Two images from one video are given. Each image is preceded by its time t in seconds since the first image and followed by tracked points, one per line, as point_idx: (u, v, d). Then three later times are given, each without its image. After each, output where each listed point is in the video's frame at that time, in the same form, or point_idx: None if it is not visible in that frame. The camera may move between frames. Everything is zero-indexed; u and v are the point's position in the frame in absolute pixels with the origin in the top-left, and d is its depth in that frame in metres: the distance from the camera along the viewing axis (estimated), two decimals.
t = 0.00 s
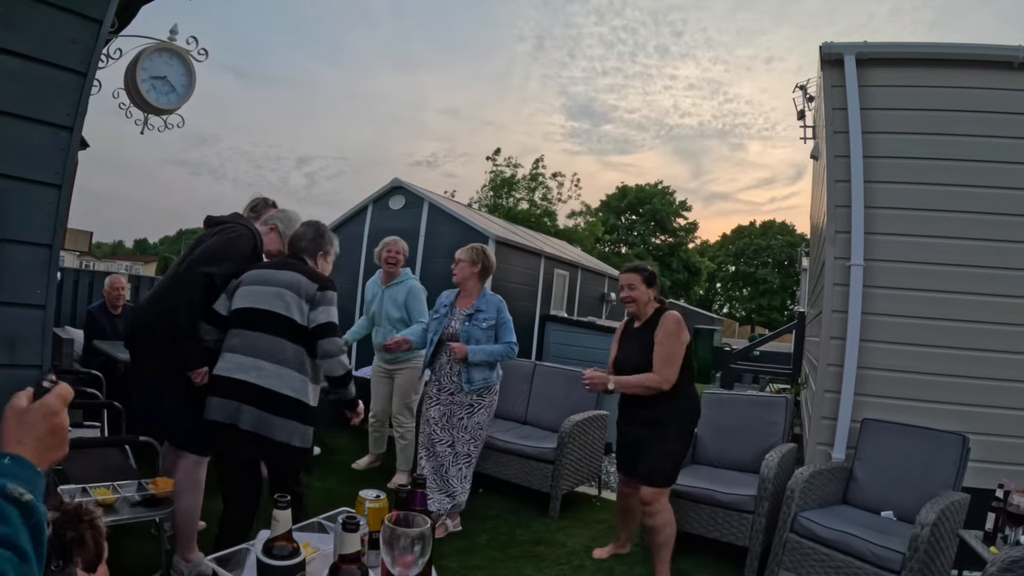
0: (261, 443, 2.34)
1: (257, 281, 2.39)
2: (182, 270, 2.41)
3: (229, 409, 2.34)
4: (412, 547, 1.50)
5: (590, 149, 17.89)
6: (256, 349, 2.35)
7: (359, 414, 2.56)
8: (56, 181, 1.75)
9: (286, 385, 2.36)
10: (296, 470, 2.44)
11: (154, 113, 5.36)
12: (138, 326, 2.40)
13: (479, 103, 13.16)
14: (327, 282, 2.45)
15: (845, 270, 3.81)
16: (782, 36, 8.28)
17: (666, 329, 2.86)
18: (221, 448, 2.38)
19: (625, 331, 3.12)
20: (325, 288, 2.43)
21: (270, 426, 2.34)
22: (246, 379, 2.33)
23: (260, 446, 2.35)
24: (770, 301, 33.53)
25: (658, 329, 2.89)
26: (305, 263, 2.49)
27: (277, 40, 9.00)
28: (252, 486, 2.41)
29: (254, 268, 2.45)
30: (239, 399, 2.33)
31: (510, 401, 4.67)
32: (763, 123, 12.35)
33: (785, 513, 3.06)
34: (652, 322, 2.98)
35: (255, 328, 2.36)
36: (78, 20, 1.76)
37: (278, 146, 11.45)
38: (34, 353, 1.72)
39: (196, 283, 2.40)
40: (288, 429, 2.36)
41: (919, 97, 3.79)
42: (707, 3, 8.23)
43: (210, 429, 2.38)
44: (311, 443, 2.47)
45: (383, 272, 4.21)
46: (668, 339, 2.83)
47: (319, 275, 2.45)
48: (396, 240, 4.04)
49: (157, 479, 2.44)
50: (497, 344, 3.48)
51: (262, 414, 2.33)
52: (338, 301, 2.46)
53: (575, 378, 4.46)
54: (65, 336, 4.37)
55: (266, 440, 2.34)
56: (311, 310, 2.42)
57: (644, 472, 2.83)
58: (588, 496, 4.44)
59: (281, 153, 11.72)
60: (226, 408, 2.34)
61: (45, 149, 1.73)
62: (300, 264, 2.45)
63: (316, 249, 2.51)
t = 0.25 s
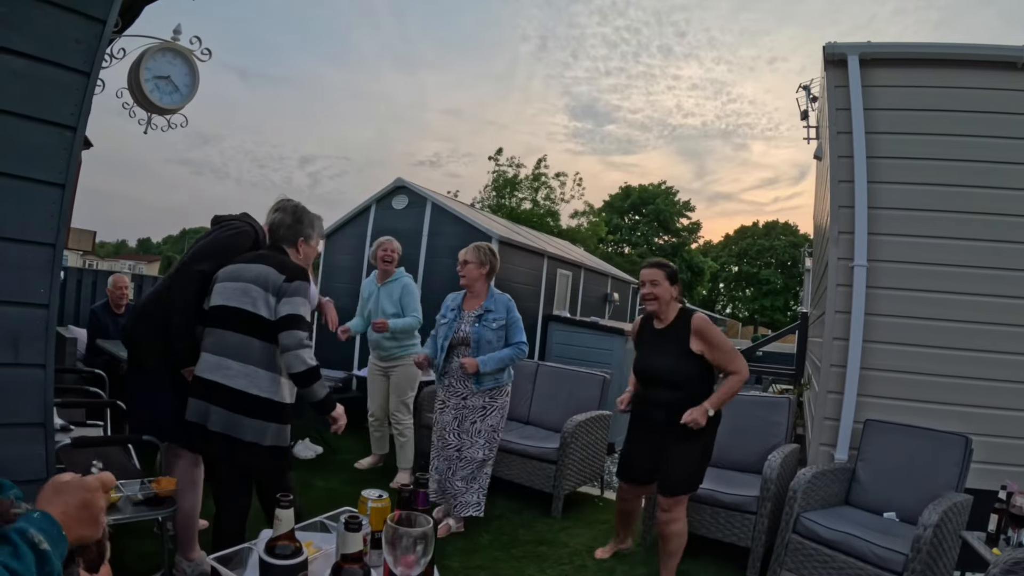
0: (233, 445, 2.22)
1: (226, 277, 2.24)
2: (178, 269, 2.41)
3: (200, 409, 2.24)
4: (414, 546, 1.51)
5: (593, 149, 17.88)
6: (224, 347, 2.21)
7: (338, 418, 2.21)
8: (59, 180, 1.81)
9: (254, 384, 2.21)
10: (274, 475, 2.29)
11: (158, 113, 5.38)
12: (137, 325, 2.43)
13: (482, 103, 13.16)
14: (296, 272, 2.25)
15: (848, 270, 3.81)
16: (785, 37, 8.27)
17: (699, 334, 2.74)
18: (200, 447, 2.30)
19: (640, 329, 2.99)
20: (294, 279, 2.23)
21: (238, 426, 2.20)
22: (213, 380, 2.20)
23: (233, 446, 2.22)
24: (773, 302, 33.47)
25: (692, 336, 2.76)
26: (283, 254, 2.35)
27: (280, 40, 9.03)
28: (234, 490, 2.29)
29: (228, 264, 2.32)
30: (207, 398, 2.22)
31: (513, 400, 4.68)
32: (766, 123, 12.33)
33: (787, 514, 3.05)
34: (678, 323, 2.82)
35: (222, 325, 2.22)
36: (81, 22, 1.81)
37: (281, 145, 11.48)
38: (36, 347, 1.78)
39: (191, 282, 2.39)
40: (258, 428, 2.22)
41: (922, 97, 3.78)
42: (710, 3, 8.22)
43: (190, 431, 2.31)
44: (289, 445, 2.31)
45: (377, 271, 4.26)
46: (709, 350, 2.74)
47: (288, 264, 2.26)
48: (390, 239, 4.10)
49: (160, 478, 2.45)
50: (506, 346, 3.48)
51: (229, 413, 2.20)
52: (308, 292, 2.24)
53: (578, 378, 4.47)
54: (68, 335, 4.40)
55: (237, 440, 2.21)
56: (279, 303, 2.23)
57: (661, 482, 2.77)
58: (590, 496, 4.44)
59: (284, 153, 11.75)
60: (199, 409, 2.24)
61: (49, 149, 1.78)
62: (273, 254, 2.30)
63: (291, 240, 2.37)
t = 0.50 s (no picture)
0: (221, 445, 2.18)
1: (220, 275, 2.20)
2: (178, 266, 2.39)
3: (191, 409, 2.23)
4: (417, 546, 1.51)
5: (595, 148, 17.86)
6: (213, 347, 2.18)
7: (344, 409, 2.19)
8: (63, 181, 1.82)
9: (241, 383, 2.17)
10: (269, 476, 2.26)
11: (161, 113, 5.40)
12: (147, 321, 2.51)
13: (484, 103, 13.17)
14: (284, 266, 2.18)
15: (850, 270, 3.81)
16: (788, 36, 8.25)
17: (733, 338, 2.68)
18: (191, 449, 2.27)
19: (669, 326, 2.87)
20: (282, 274, 2.16)
21: (226, 426, 2.17)
22: (202, 379, 2.18)
23: (221, 447, 2.19)
24: (776, 302, 33.44)
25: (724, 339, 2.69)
26: (279, 249, 2.29)
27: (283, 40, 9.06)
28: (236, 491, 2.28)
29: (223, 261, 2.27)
30: (197, 398, 2.20)
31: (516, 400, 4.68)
32: (769, 123, 12.32)
33: (789, 514, 3.05)
34: (713, 324, 2.75)
35: (213, 324, 2.19)
36: (86, 23, 1.82)
37: (284, 145, 11.50)
38: (41, 348, 1.79)
39: (190, 279, 2.36)
40: (248, 428, 2.18)
41: (924, 97, 3.78)
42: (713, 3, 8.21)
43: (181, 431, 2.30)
44: (287, 445, 2.29)
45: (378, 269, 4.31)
46: (738, 354, 2.69)
47: (277, 259, 2.19)
48: (390, 238, 4.13)
49: (163, 477, 2.46)
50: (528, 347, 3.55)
51: (217, 414, 2.17)
52: (297, 288, 2.18)
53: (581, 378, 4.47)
54: (72, 335, 4.42)
55: (225, 441, 2.18)
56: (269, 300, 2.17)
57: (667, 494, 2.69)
58: (592, 495, 4.45)
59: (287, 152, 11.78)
60: (189, 409, 2.23)
61: (53, 150, 1.80)
62: (265, 249, 2.24)
63: (286, 229, 2.30)
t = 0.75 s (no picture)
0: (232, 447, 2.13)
1: (234, 275, 2.18)
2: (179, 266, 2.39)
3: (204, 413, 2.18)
4: (420, 545, 1.52)
5: (597, 148, 17.85)
6: (226, 348, 2.14)
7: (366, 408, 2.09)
8: (66, 181, 1.83)
9: (253, 384, 2.12)
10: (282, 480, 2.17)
11: (164, 113, 5.41)
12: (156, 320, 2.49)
13: (486, 103, 13.18)
14: (298, 264, 2.13)
15: (853, 271, 3.81)
16: (791, 36, 8.25)
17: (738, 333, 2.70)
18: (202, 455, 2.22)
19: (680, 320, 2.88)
20: (296, 271, 2.11)
21: (240, 430, 2.12)
22: (215, 381, 2.14)
23: (234, 450, 2.12)
24: (778, 302, 33.40)
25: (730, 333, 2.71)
26: (292, 246, 2.25)
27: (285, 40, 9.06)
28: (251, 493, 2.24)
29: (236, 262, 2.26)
30: (211, 402, 2.16)
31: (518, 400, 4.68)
32: (771, 123, 12.31)
33: (792, 514, 3.05)
34: (722, 323, 2.76)
35: (226, 324, 2.16)
36: (88, 23, 1.83)
37: (286, 145, 11.52)
38: (43, 347, 1.80)
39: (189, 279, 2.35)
40: (262, 431, 2.12)
41: (926, 96, 3.77)
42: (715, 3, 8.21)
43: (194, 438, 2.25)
44: (302, 449, 2.20)
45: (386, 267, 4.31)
46: (736, 348, 2.68)
47: (290, 256, 2.15)
48: (399, 238, 4.12)
49: (165, 476, 2.46)
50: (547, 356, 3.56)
51: (230, 417, 2.13)
52: (311, 284, 2.12)
53: (583, 378, 4.47)
54: (74, 334, 4.43)
55: (239, 444, 2.12)
56: (282, 298, 2.13)
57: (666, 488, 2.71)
58: (594, 495, 4.45)
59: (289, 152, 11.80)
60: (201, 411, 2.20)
61: (55, 149, 1.80)
62: (278, 247, 2.21)
63: (299, 226, 2.26)
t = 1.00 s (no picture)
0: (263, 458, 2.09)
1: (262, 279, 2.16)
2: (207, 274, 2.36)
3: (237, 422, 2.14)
4: (425, 545, 1.52)
5: (599, 147, 17.84)
6: (255, 354, 2.10)
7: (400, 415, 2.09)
8: (70, 181, 1.84)
9: (283, 392, 2.07)
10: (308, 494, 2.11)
11: (167, 113, 5.43)
12: (169, 323, 2.40)
13: (488, 102, 13.18)
14: (327, 265, 2.10)
15: (855, 269, 3.80)
16: (792, 35, 8.24)
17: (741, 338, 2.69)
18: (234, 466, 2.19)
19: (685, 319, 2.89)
20: (326, 272, 2.08)
21: (271, 440, 2.08)
22: (244, 390, 2.10)
23: (267, 462, 2.09)
24: (780, 301, 33.35)
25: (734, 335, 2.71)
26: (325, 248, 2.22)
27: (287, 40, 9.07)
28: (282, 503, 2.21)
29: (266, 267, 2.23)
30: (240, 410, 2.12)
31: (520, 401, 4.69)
32: (772, 122, 12.30)
33: (795, 513, 3.06)
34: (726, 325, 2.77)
35: (254, 329, 2.12)
36: (92, 24, 1.84)
37: (288, 145, 11.53)
38: (48, 347, 1.81)
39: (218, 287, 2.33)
40: (292, 441, 2.07)
41: (927, 96, 3.77)
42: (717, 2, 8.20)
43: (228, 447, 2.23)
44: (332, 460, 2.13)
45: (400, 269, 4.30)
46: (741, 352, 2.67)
47: (318, 257, 2.12)
48: (415, 240, 4.11)
49: (169, 476, 2.47)
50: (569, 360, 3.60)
51: (260, 426, 2.09)
52: (341, 285, 2.08)
53: (586, 378, 4.47)
54: (78, 334, 4.45)
55: (270, 455, 2.08)
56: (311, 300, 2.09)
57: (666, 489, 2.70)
58: (597, 494, 4.45)
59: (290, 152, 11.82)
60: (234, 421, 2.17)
61: (59, 149, 1.81)
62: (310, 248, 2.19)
63: (337, 227, 2.23)
